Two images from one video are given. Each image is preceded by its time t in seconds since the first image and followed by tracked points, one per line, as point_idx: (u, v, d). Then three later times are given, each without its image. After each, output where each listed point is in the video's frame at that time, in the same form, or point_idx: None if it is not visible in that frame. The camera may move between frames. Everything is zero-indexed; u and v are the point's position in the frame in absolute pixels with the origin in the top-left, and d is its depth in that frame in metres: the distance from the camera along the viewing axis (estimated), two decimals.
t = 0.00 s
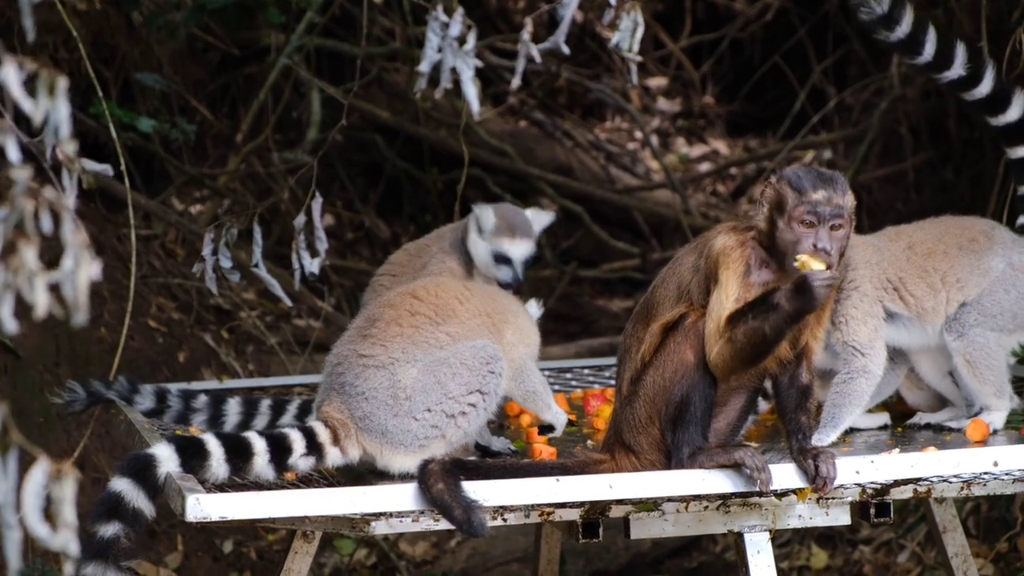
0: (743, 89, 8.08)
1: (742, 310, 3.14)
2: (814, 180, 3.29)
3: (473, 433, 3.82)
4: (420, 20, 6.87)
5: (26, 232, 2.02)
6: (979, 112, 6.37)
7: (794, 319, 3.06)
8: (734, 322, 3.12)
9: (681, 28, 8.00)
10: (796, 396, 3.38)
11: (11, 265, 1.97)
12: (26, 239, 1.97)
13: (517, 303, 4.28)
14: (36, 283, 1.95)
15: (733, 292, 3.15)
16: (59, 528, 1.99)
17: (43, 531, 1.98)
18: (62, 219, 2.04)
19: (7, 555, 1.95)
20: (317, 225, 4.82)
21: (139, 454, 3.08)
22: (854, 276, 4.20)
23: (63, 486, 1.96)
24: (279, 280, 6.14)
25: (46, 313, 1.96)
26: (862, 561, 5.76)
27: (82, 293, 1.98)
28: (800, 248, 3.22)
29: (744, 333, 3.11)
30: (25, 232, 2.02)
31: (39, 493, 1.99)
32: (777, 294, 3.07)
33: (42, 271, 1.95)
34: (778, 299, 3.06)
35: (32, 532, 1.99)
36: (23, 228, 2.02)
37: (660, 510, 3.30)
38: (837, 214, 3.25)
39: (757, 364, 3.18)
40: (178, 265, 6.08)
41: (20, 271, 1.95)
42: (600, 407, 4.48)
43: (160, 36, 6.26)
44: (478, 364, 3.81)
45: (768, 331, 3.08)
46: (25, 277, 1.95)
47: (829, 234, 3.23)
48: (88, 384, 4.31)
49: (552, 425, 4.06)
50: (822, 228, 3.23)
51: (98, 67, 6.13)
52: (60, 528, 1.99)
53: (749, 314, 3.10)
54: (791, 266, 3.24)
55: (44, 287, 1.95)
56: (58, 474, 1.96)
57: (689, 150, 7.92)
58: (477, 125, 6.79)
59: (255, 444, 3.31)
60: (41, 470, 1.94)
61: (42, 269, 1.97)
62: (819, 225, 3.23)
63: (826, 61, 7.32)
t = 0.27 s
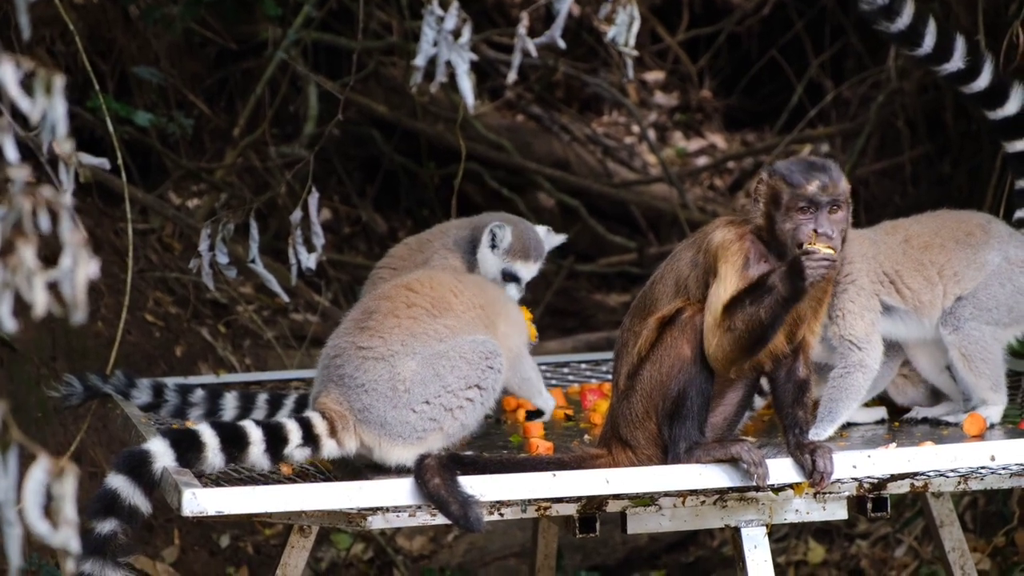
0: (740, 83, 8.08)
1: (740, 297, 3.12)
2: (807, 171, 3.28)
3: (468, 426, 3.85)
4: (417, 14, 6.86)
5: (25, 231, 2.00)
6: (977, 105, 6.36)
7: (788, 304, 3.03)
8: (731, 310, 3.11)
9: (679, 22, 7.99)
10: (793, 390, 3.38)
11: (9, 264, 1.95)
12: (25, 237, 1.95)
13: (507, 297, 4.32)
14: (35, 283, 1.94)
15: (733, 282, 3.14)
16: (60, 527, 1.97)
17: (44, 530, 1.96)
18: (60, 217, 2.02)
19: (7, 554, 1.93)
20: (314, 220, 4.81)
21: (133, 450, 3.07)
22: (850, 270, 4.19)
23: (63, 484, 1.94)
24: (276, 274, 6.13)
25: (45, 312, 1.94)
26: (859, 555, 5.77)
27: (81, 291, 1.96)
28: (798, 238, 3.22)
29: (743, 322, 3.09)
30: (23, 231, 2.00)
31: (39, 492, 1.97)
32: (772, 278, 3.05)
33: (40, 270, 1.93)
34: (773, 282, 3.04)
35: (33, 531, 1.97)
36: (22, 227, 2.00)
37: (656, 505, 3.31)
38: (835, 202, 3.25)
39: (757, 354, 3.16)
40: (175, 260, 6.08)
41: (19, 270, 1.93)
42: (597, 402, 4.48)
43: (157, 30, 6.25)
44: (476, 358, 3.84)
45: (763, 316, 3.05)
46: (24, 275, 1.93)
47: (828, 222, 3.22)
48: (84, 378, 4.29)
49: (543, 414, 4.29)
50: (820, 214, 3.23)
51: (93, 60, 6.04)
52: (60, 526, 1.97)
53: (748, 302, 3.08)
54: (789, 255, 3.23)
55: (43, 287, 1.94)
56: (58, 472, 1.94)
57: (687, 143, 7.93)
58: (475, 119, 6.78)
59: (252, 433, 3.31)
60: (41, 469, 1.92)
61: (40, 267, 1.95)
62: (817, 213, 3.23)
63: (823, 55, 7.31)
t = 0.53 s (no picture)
0: (740, 83, 8.07)
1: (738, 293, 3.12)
2: (797, 171, 3.28)
3: (477, 428, 3.80)
4: (416, 13, 6.86)
5: (33, 229, 2.00)
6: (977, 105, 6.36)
7: (786, 301, 3.02)
8: (730, 306, 3.11)
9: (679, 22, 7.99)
10: (794, 389, 3.38)
11: (18, 262, 1.95)
12: (33, 235, 1.95)
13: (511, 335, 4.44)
14: (43, 280, 1.92)
15: (733, 279, 3.14)
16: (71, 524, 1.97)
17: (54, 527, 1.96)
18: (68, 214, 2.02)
19: (19, 551, 1.93)
20: (313, 219, 4.81)
21: (145, 441, 3.07)
22: (851, 269, 4.18)
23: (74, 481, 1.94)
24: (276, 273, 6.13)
25: (54, 309, 1.93)
26: (859, 555, 5.77)
27: (89, 288, 1.96)
28: (790, 238, 3.20)
29: (740, 317, 3.09)
30: (32, 228, 2.00)
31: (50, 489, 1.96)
32: (770, 275, 3.05)
33: (49, 267, 1.93)
34: (771, 279, 3.04)
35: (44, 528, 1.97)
36: (30, 224, 2.00)
37: (656, 504, 3.30)
38: (823, 199, 3.24)
39: (754, 350, 3.16)
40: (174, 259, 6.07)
41: (28, 268, 1.93)
42: (596, 401, 4.48)
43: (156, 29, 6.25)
44: (495, 363, 3.84)
45: (761, 313, 3.05)
46: (32, 273, 1.92)
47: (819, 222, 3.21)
48: (84, 377, 4.29)
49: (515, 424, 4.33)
50: (811, 213, 3.22)
51: (95, 60, 6.06)
52: (72, 523, 1.97)
53: (746, 299, 3.08)
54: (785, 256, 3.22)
55: (51, 284, 1.92)
56: (69, 469, 1.93)
57: (686, 143, 7.93)
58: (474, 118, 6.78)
59: (264, 421, 3.31)
60: (52, 465, 1.92)
61: (49, 265, 1.94)
62: (808, 213, 3.22)
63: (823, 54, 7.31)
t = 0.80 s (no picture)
0: (741, 82, 8.07)
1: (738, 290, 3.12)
2: (800, 171, 3.27)
3: (477, 423, 3.82)
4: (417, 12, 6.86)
5: (39, 227, 2.00)
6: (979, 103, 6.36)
7: (786, 295, 3.03)
8: (729, 301, 3.11)
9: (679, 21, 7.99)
10: (794, 388, 3.38)
11: (25, 260, 1.95)
12: (40, 233, 1.96)
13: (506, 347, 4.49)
14: (50, 277, 1.91)
15: (733, 274, 3.13)
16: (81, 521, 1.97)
17: (64, 524, 1.96)
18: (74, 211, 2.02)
19: (29, 549, 1.93)
20: (313, 218, 4.81)
21: (154, 434, 3.05)
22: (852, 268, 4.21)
23: (83, 478, 1.94)
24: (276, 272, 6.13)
25: (62, 306, 1.93)
26: (860, 554, 5.77)
27: (96, 286, 1.96)
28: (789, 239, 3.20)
29: (738, 313, 3.09)
30: (38, 226, 2.01)
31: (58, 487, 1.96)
32: (770, 271, 3.06)
33: (56, 265, 1.93)
34: (771, 275, 3.05)
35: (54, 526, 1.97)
36: (37, 222, 2.00)
37: (657, 503, 3.30)
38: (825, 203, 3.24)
39: (755, 347, 3.16)
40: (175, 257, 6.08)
41: (34, 266, 1.93)
42: (597, 400, 4.48)
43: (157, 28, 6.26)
44: (499, 365, 3.90)
45: (761, 309, 3.06)
46: (39, 270, 1.92)
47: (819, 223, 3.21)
48: (85, 376, 4.28)
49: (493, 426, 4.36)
50: (811, 215, 3.22)
51: (94, 58, 6.05)
52: (82, 520, 1.97)
53: (745, 295, 3.09)
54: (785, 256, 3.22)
55: (58, 281, 1.92)
56: (78, 466, 1.94)
57: (687, 142, 7.93)
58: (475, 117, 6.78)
59: (270, 417, 3.31)
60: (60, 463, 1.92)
61: (56, 263, 1.94)
62: (808, 215, 3.22)
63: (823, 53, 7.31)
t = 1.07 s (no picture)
0: (740, 82, 8.08)
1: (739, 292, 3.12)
2: (799, 175, 3.28)
3: (475, 425, 3.81)
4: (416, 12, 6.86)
5: (37, 227, 2.01)
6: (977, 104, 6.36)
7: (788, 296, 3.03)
8: (731, 303, 3.11)
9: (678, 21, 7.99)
10: (793, 389, 3.38)
11: (23, 259, 1.96)
12: (37, 233, 1.96)
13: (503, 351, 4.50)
14: (47, 277, 1.92)
15: (733, 274, 3.14)
16: (78, 521, 1.98)
17: (62, 525, 1.96)
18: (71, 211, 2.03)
19: (26, 549, 1.94)
20: (311, 218, 4.81)
21: (148, 438, 3.05)
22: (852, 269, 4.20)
23: (80, 478, 1.94)
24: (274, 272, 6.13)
25: (59, 307, 1.93)
26: (859, 555, 5.77)
27: (93, 286, 1.96)
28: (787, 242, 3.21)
29: (740, 315, 3.09)
30: (35, 227, 2.01)
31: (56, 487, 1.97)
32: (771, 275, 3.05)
33: (53, 265, 1.93)
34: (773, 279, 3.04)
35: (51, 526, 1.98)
36: (34, 223, 2.00)
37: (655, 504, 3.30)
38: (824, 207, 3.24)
39: (755, 349, 3.15)
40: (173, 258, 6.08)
41: (32, 265, 1.93)
42: (595, 400, 4.47)
43: (156, 28, 6.26)
44: (494, 367, 3.91)
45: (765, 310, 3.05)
46: (36, 270, 1.93)
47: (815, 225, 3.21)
48: (83, 376, 4.28)
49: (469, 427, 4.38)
50: (809, 219, 3.22)
51: (93, 59, 6.07)
52: (79, 520, 1.98)
53: (747, 297, 3.08)
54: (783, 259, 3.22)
55: (55, 281, 1.92)
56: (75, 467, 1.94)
57: (686, 142, 7.94)
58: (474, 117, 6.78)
59: (266, 419, 3.31)
60: (58, 464, 1.92)
61: (53, 263, 1.95)
62: (806, 217, 3.22)
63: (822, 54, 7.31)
